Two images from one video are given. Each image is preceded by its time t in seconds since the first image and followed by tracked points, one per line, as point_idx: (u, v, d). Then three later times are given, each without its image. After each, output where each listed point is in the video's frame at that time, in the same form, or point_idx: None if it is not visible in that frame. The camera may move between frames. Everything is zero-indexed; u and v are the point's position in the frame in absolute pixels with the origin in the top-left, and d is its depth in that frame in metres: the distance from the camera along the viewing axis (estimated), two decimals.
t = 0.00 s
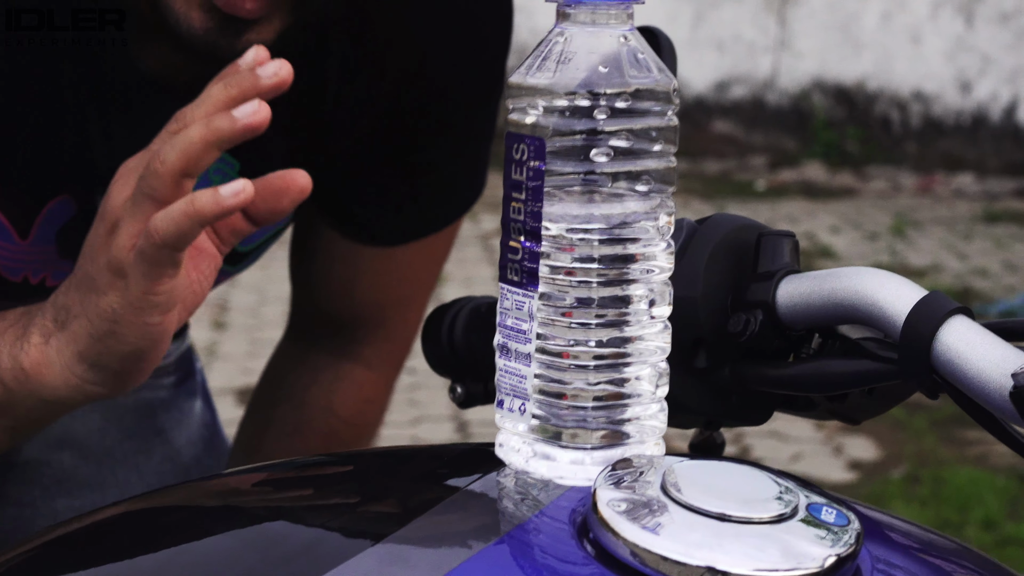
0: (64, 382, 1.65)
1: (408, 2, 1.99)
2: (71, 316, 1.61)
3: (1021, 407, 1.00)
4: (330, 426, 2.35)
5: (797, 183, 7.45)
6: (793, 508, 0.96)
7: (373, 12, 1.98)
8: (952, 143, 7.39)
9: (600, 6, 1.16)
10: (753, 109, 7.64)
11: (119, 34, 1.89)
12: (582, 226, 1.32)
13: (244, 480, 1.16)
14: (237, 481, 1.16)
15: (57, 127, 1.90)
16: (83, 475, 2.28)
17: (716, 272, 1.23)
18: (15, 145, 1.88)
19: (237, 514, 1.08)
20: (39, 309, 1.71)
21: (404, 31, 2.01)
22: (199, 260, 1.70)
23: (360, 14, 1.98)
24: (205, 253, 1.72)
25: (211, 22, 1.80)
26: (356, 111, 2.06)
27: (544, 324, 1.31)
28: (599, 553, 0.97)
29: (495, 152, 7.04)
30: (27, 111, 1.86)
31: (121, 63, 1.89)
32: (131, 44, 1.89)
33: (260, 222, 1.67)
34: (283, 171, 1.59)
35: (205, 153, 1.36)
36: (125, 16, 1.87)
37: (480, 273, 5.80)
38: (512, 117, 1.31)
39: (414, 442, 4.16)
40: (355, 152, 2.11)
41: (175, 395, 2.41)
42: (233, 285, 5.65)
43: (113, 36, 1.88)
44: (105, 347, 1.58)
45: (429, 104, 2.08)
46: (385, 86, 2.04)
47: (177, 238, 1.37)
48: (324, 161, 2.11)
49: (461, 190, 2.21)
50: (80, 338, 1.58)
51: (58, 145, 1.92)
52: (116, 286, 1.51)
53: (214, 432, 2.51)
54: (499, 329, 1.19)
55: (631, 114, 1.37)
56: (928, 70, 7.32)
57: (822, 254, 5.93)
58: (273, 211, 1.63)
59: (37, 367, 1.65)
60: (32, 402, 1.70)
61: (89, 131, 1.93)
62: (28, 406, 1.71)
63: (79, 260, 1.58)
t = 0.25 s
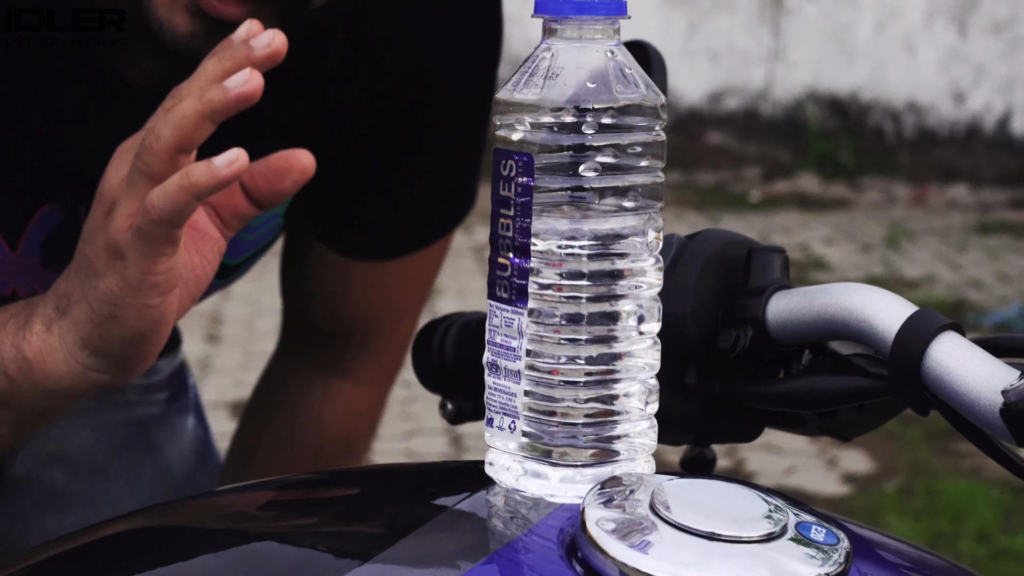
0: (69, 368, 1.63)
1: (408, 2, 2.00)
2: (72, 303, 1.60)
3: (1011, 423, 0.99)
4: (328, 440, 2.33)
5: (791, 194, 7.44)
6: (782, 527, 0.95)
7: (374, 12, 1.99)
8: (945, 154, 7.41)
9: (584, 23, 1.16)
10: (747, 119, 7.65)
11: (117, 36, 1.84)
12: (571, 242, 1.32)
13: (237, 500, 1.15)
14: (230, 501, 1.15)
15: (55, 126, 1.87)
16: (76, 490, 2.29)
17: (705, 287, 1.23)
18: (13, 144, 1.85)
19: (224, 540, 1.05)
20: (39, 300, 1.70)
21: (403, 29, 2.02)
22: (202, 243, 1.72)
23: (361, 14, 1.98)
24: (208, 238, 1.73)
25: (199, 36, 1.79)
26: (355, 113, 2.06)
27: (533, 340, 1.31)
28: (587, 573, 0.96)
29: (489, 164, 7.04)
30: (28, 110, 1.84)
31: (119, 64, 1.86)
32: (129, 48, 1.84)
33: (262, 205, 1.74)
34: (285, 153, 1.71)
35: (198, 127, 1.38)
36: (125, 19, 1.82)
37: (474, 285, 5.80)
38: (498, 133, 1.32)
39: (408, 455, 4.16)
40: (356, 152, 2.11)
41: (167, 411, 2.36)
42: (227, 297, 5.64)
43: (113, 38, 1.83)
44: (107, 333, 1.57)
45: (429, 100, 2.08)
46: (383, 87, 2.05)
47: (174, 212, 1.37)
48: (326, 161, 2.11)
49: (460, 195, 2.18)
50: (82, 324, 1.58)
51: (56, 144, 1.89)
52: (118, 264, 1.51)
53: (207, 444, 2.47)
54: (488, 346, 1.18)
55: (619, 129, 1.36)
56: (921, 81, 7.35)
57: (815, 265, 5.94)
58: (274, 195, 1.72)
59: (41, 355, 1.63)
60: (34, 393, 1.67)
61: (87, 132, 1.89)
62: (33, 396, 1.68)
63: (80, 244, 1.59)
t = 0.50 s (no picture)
0: (64, 364, 1.63)
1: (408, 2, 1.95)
2: (69, 299, 1.60)
3: (1008, 432, 0.99)
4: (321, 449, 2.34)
5: (787, 201, 7.44)
6: (779, 535, 0.95)
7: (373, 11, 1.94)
8: (941, 161, 7.42)
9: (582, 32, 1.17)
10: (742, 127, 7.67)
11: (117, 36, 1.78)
12: (568, 251, 1.32)
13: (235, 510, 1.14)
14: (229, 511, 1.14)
15: (56, 126, 1.85)
16: (72, 499, 2.28)
17: (702, 295, 1.23)
18: (12, 144, 1.82)
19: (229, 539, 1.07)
20: (36, 296, 1.69)
21: (403, 30, 1.98)
22: (202, 242, 1.73)
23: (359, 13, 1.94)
24: (207, 234, 1.74)
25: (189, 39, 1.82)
26: (355, 114, 2.04)
27: (529, 349, 1.30)
28: None
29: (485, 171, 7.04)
30: (28, 110, 1.82)
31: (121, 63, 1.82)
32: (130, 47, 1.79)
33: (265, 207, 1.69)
34: (288, 154, 1.62)
35: (202, 124, 1.35)
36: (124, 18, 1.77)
37: (470, 291, 5.80)
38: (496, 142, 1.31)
39: (404, 462, 4.16)
40: (355, 153, 2.09)
41: (165, 419, 2.39)
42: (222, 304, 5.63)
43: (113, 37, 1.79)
44: (105, 329, 1.57)
45: (429, 100, 2.04)
46: (383, 88, 2.01)
47: (174, 212, 1.36)
48: (326, 160, 2.10)
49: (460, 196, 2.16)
50: (79, 320, 1.57)
51: (57, 145, 1.86)
52: (116, 263, 1.50)
53: (206, 454, 2.49)
54: (484, 355, 1.18)
55: (616, 139, 1.36)
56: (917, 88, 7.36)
57: (812, 272, 5.94)
58: (278, 195, 1.65)
59: (37, 351, 1.63)
60: (30, 388, 1.67)
61: (87, 131, 1.87)
62: (27, 391, 1.68)
63: (77, 240, 1.58)
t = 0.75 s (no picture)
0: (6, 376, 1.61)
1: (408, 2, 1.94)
2: (14, 311, 1.58)
3: (1005, 437, 0.99)
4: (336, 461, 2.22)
5: (784, 203, 7.43)
6: (776, 539, 0.95)
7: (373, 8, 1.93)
8: (940, 163, 7.42)
9: (580, 36, 1.18)
10: (740, 129, 7.68)
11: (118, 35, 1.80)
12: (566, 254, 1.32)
13: (229, 517, 1.13)
14: (226, 518, 1.13)
15: (54, 126, 1.82)
16: (73, 502, 2.23)
17: (701, 299, 1.23)
18: (13, 144, 1.82)
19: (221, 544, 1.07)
20: None
21: (403, 29, 1.96)
22: (152, 256, 1.64)
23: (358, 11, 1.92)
24: (158, 250, 1.65)
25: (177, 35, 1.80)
26: (354, 115, 2.00)
27: (528, 352, 1.30)
28: None
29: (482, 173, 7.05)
30: (28, 111, 1.81)
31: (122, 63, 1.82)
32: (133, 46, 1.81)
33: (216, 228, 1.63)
34: (246, 178, 1.57)
35: (150, 149, 1.38)
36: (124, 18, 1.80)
37: (467, 293, 5.80)
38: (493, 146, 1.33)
39: (401, 464, 4.16)
40: (356, 155, 2.04)
41: (171, 422, 2.33)
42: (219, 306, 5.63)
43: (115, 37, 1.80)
44: (42, 341, 1.56)
45: (430, 98, 2.00)
46: (383, 88, 1.98)
47: (119, 232, 1.40)
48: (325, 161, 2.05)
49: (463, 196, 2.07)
50: (21, 331, 1.56)
51: (57, 146, 1.83)
52: (60, 276, 1.50)
53: (215, 458, 2.42)
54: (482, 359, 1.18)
55: (613, 142, 1.35)
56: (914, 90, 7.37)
57: (809, 275, 5.95)
58: (232, 219, 1.59)
59: None
60: None
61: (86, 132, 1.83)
62: None
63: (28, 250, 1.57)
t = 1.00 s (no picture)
0: None
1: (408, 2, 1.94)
2: None
3: (1003, 436, 0.99)
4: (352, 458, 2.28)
5: (782, 204, 7.45)
6: (772, 538, 0.95)
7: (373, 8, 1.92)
8: (938, 164, 7.42)
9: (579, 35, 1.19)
10: (738, 130, 7.69)
11: (118, 36, 1.77)
12: (563, 253, 1.32)
13: (234, 511, 1.14)
14: (231, 512, 1.14)
15: (54, 127, 1.79)
16: (80, 500, 2.23)
17: (698, 298, 1.23)
18: (13, 144, 1.79)
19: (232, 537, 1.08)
20: None
21: (403, 30, 1.96)
22: (117, 267, 1.61)
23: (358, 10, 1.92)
24: (126, 261, 1.62)
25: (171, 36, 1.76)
26: (352, 116, 1.99)
27: (523, 351, 1.30)
28: None
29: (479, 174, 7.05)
30: (28, 111, 1.78)
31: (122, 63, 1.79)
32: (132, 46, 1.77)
33: (185, 250, 1.57)
34: (218, 202, 1.51)
35: (119, 160, 1.32)
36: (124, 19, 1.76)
37: (465, 294, 5.81)
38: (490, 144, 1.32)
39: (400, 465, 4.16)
40: (354, 156, 2.03)
41: (179, 421, 2.34)
42: (217, 307, 5.62)
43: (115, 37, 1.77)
44: (6, 344, 1.57)
45: (428, 97, 2.01)
46: (383, 88, 1.98)
47: (85, 246, 1.35)
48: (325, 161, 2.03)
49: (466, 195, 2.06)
50: None
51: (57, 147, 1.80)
52: (25, 284, 1.48)
53: (224, 457, 2.43)
54: (478, 358, 1.17)
55: (611, 141, 1.35)
56: (912, 91, 7.36)
57: (806, 276, 5.95)
58: (203, 244, 1.53)
59: None
60: None
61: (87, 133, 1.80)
62: None
63: None
